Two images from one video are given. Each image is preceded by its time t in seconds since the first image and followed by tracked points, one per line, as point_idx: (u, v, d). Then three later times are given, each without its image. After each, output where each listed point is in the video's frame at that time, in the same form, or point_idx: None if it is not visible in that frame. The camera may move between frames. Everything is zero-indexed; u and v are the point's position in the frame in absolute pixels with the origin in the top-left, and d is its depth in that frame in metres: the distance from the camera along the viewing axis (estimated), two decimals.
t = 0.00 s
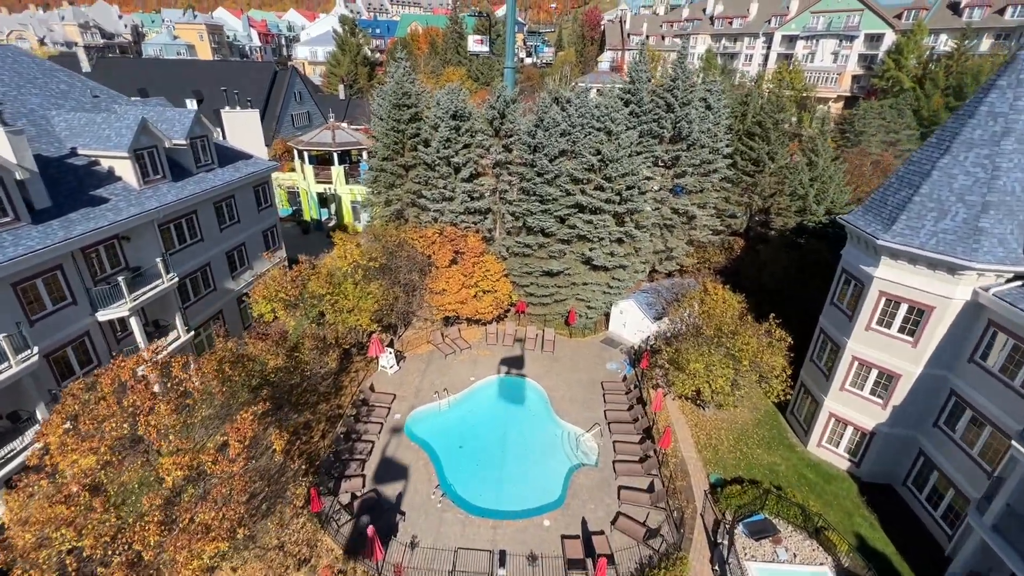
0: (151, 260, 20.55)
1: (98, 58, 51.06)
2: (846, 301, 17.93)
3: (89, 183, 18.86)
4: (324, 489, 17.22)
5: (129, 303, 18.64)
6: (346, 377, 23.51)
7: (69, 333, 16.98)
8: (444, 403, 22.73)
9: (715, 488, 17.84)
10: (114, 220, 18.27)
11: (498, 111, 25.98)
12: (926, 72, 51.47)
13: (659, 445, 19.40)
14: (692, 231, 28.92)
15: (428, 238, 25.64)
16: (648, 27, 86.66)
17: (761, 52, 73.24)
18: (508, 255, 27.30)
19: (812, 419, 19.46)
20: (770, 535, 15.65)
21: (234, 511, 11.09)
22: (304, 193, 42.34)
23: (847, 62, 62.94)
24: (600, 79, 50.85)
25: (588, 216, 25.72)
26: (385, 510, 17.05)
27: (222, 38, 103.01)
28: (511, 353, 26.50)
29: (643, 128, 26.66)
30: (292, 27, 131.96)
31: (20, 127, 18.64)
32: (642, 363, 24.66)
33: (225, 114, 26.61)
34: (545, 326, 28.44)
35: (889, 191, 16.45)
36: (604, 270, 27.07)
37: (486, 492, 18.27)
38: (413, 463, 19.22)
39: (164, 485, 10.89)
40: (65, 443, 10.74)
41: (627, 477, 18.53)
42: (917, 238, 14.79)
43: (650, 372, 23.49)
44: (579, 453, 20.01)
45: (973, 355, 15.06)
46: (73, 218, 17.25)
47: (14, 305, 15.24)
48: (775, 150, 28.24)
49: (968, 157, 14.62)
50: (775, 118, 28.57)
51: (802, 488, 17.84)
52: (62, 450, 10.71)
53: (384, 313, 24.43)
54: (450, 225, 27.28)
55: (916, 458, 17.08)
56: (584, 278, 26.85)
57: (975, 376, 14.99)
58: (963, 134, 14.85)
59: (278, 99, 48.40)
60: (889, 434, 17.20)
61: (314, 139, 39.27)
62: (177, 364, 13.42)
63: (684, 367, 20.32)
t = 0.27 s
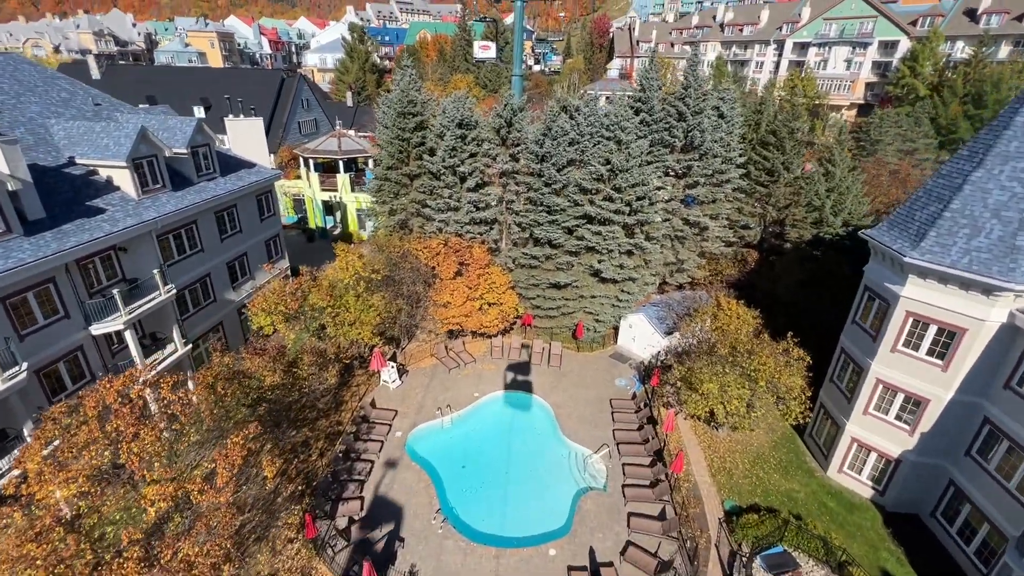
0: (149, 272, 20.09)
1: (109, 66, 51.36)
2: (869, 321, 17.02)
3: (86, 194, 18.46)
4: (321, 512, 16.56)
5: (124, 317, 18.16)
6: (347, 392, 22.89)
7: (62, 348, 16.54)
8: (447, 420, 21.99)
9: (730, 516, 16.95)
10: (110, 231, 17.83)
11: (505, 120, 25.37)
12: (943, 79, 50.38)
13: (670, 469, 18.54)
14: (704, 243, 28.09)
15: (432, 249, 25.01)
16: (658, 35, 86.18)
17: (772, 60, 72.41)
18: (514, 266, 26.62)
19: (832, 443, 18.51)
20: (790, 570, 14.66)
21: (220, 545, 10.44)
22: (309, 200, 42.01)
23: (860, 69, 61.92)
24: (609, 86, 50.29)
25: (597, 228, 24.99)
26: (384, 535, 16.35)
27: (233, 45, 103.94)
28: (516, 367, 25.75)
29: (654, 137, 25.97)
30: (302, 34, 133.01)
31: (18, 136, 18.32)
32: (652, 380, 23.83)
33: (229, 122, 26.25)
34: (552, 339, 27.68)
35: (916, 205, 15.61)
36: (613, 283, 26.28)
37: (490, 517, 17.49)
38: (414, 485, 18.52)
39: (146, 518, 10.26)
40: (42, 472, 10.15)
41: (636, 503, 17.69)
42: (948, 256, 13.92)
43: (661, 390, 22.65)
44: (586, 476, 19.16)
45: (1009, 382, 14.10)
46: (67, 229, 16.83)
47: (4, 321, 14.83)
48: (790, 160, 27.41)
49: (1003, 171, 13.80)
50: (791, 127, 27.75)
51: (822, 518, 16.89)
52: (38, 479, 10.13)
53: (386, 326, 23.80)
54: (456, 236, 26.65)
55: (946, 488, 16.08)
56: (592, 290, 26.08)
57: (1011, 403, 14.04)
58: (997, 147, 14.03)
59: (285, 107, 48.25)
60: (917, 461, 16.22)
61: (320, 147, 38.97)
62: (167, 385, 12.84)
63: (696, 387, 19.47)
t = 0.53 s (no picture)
0: (149, 285, 19.69)
1: (122, 75, 51.84)
2: (898, 345, 16.04)
3: (86, 206, 18.11)
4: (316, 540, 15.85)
5: (121, 332, 17.71)
6: (349, 409, 22.25)
7: (55, 365, 16.11)
8: (451, 440, 21.22)
9: (748, 551, 15.97)
10: (109, 244, 17.43)
11: (514, 131, 24.81)
12: (963, 89, 49.15)
13: (684, 498, 17.61)
14: (718, 257, 27.21)
15: (438, 262, 24.41)
16: (669, 44, 85.69)
17: (785, 69, 71.51)
18: (522, 280, 25.94)
19: (857, 473, 17.47)
20: None
21: None
22: (316, 210, 41.73)
23: (876, 78, 60.75)
24: (621, 96, 49.71)
25: (608, 241, 24.26)
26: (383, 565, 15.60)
27: (246, 56, 105.13)
28: (524, 385, 24.96)
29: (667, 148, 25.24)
30: (314, 44, 134.46)
31: (19, 147, 18.03)
32: (664, 400, 22.92)
33: (235, 132, 25.96)
34: (561, 356, 26.86)
35: (948, 224, 14.71)
36: (624, 298, 25.48)
37: (494, 545, 16.69)
38: (415, 510, 17.76)
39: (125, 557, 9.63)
40: (17, 505, 9.57)
41: (649, 534, 16.78)
42: (987, 279, 13.00)
43: (674, 412, 21.73)
44: (595, 504, 18.23)
45: None
46: (64, 242, 16.44)
47: None
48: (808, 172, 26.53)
49: None
50: (809, 138, 26.89)
51: (848, 554, 15.85)
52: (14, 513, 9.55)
53: (390, 341, 23.16)
54: (462, 249, 26.04)
55: (982, 526, 15.00)
56: (602, 306, 25.29)
57: None
58: None
59: (295, 116, 48.25)
60: (950, 496, 15.16)
61: (328, 157, 38.74)
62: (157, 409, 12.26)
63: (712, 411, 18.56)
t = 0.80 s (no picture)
0: (150, 300, 19.31)
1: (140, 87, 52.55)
2: (933, 373, 14.98)
3: (88, 220, 17.81)
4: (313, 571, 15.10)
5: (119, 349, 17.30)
6: (352, 429, 21.57)
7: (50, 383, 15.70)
8: (457, 463, 20.38)
9: None
10: (109, 259, 17.08)
11: (524, 144, 24.21)
12: (987, 101, 47.73)
13: (702, 533, 16.58)
14: (735, 274, 26.23)
15: (446, 278, 23.78)
16: (682, 56, 85.18)
17: (801, 80, 70.48)
18: (531, 297, 25.19)
19: (888, 510, 16.31)
20: None
21: None
22: (326, 222, 41.50)
23: (896, 90, 59.42)
24: (634, 107, 49.10)
25: (621, 258, 23.47)
26: None
27: (263, 67, 106.72)
28: (533, 405, 24.10)
29: (683, 162, 24.52)
30: (330, 56, 136.31)
31: (24, 160, 17.82)
32: (680, 425, 21.91)
33: (244, 145, 25.73)
34: (571, 375, 25.97)
35: (989, 247, 13.75)
36: (637, 316, 24.58)
37: None
38: (417, 539, 16.95)
39: None
40: None
41: (664, 572, 15.77)
42: None
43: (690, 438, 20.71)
44: (607, 536, 17.26)
45: None
46: (63, 257, 16.10)
47: None
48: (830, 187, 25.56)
49: None
50: (830, 152, 25.95)
51: None
52: None
53: (395, 359, 22.50)
54: (471, 264, 25.43)
55: None
56: (615, 324, 24.42)
57: None
58: None
59: (307, 127, 48.34)
60: (994, 540, 13.98)
61: (338, 168, 38.58)
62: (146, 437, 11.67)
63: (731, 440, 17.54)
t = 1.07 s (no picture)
0: (153, 317, 18.94)
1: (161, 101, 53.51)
2: (979, 409, 13.79)
3: (93, 235, 17.56)
4: None
5: (120, 367, 16.91)
6: (356, 451, 20.84)
7: (47, 403, 15.33)
8: (464, 491, 19.50)
9: None
10: (112, 276, 16.75)
11: (537, 159, 23.59)
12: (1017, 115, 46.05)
13: None
14: (756, 294, 25.18)
15: (456, 296, 23.14)
16: (698, 69, 84.61)
17: (820, 94, 69.30)
18: (543, 316, 24.43)
19: (928, 555, 15.02)
20: None
21: None
22: (338, 235, 41.30)
23: (919, 103, 57.85)
24: (649, 121, 48.46)
25: (636, 276, 22.65)
26: None
27: (282, 82, 108.61)
28: (544, 428, 23.18)
29: (701, 178, 23.74)
30: (347, 70, 138.50)
31: (32, 175, 17.70)
32: (698, 453, 20.80)
33: (255, 159, 25.57)
34: (584, 397, 24.99)
35: None
36: (653, 337, 23.62)
37: None
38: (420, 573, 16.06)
39: None
40: None
41: None
42: None
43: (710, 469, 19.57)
44: (620, 574, 16.21)
45: None
46: (66, 274, 15.81)
47: None
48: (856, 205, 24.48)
49: None
50: (856, 168, 24.91)
51: None
52: None
53: (402, 379, 21.80)
54: (481, 282, 24.80)
55: None
56: (630, 345, 23.49)
57: None
58: None
59: (321, 141, 48.54)
60: None
61: (351, 182, 38.47)
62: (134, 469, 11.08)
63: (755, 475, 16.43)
